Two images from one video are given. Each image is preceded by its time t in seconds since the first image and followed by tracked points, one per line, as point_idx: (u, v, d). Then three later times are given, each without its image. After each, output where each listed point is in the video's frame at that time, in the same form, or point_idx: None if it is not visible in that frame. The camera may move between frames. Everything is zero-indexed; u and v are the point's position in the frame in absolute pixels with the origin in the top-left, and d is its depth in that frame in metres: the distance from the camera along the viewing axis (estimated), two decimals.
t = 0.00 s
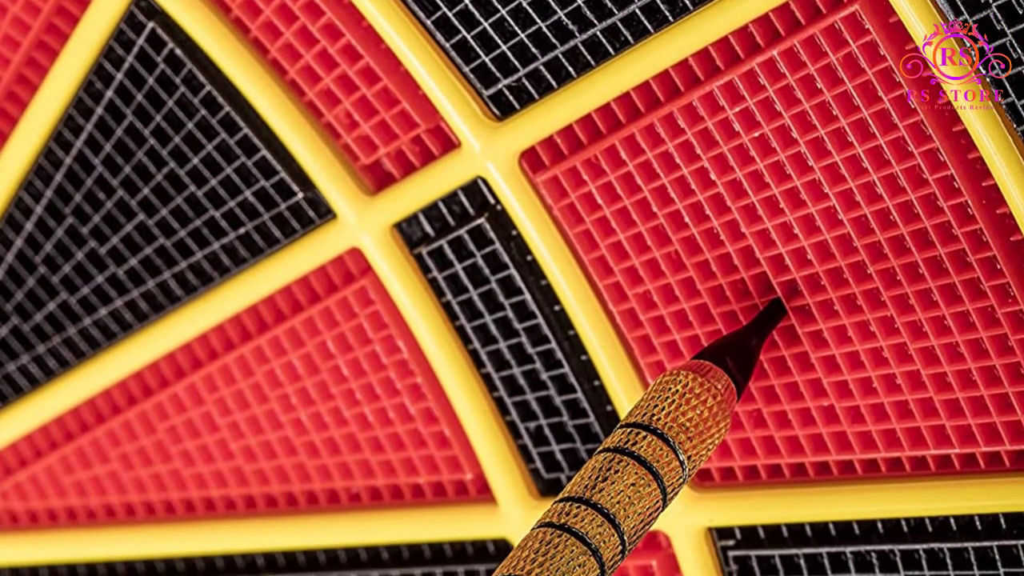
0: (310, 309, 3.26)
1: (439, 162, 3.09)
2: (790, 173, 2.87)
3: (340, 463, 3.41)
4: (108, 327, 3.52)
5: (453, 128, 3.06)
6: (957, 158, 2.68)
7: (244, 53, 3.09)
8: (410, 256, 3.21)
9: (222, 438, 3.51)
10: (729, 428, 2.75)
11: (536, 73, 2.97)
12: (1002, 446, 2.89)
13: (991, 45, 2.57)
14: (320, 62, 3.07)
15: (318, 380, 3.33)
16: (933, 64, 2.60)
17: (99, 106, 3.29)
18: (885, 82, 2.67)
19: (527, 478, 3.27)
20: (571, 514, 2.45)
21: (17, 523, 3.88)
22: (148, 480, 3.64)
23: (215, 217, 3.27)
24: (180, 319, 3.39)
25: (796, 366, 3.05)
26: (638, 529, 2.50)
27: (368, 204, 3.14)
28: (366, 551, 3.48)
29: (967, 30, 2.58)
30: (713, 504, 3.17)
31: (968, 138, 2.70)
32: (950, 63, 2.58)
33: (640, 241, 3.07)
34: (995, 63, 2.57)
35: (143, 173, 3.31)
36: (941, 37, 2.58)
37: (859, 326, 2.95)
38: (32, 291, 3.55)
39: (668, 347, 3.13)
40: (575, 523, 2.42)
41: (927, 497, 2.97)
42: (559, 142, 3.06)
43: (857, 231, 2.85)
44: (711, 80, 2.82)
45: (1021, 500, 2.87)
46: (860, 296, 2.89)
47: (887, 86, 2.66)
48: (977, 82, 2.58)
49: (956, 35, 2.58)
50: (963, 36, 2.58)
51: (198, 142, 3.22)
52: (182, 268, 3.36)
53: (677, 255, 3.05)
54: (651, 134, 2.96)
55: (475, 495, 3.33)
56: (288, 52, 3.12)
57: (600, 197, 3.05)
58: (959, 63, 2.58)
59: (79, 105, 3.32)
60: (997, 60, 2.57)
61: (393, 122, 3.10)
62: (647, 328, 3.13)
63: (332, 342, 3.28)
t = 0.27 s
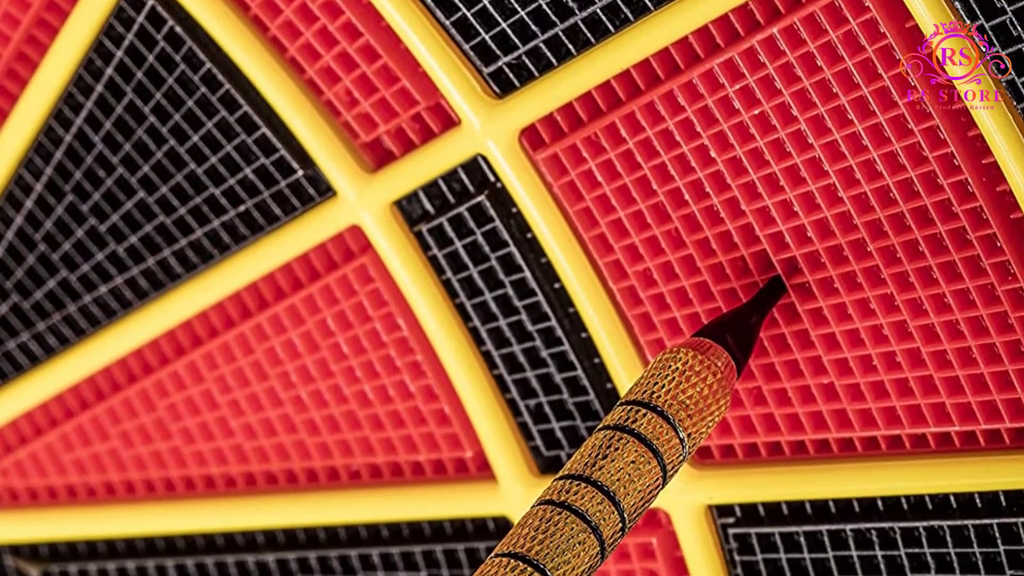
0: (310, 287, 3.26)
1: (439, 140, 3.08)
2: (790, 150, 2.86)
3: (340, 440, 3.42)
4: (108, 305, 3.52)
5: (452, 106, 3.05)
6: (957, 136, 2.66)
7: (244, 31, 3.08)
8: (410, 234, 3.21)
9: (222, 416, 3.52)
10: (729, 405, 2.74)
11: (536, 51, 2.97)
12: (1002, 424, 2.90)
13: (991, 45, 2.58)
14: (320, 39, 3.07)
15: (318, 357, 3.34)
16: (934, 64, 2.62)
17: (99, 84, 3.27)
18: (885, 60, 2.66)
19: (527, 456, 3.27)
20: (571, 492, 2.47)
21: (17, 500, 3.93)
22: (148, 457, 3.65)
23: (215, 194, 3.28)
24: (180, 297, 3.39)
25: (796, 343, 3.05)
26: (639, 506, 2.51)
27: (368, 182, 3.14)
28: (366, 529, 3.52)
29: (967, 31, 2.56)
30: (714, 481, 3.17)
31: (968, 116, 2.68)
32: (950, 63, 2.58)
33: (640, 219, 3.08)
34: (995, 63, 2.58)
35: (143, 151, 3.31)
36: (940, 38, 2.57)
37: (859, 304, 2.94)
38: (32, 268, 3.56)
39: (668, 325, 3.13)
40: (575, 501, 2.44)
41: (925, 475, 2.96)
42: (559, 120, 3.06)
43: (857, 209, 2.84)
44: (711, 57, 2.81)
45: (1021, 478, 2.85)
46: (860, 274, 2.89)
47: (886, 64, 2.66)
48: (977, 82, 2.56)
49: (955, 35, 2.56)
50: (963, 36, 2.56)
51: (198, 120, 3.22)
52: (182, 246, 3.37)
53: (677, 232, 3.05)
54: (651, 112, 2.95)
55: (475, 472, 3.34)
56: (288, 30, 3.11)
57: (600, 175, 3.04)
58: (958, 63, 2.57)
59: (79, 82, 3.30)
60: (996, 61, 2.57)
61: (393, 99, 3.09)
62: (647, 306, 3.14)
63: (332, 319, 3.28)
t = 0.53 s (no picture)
0: (310, 263, 3.26)
1: (439, 116, 3.08)
2: (790, 127, 2.85)
3: (340, 417, 3.43)
4: (108, 282, 3.53)
5: (452, 83, 3.05)
6: (958, 113, 2.66)
7: (244, 7, 3.07)
8: (410, 211, 3.22)
9: (222, 392, 3.53)
10: (729, 381, 2.72)
11: (536, 28, 2.96)
12: (1002, 400, 2.90)
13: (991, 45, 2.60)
14: (320, 16, 3.07)
15: (318, 334, 3.34)
16: (934, 64, 2.63)
17: (99, 61, 3.27)
18: (885, 37, 2.67)
19: (527, 432, 3.28)
20: (571, 469, 2.44)
21: (17, 477, 3.93)
22: (148, 434, 3.66)
23: (215, 171, 3.28)
24: (181, 273, 3.39)
25: (796, 320, 3.04)
26: (639, 483, 2.49)
27: (368, 158, 3.14)
28: (366, 506, 3.53)
29: (967, 31, 2.56)
30: (713, 458, 3.18)
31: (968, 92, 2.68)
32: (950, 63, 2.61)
33: (640, 195, 3.08)
34: (995, 63, 2.59)
35: (143, 127, 3.31)
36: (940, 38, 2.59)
37: (859, 280, 2.93)
38: (32, 245, 3.56)
39: (668, 302, 3.13)
40: (575, 478, 2.41)
41: (923, 450, 2.95)
42: (559, 97, 3.05)
43: (857, 185, 2.84)
44: (711, 34, 2.81)
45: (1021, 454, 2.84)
46: (860, 250, 2.89)
47: (886, 41, 2.67)
48: (977, 82, 2.58)
49: (955, 35, 2.57)
50: (963, 36, 2.56)
51: (198, 97, 3.22)
52: (182, 223, 3.38)
53: (677, 209, 3.06)
54: (651, 89, 2.95)
55: (475, 449, 3.36)
56: (288, 7, 3.11)
57: (600, 151, 3.04)
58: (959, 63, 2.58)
59: (79, 60, 3.30)
60: (996, 61, 2.58)
61: (393, 76, 3.09)
62: (647, 283, 3.14)
63: (332, 296, 3.29)
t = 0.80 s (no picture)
0: (310, 240, 3.27)
1: (440, 92, 3.08)
2: (790, 104, 2.84)
3: (340, 394, 3.46)
4: (108, 259, 3.55)
5: (453, 59, 3.04)
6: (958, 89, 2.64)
7: None
8: (410, 187, 3.23)
9: (222, 369, 3.56)
10: (729, 358, 2.67)
11: (536, 4, 2.96)
12: (1002, 376, 2.87)
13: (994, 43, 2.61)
14: None
15: (318, 311, 3.36)
16: (934, 64, 2.64)
17: (100, 37, 3.28)
18: (885, 13, 2.67)
19: (527, 409, 3.30)
20: (571, 446, 2.40)
21: (17, 454, 3.96)
22: (148, 410, 3.70)
23: (216, 148, 3.29)
24: (181, 250, 3.40)
25: (796, 297, 3.03)
26: (639, 460, 2.44)
27: (368, 134, 3.14)
28: (366, 482, 3.57)
29: (967, 32, 2.57)
30: (713, 435, 3.18)
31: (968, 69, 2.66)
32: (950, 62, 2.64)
33: (640, 172, 3.07)
34: (995, 64, 2.57)
35: (144, 104, 3.31)
36: (940, 37, 2.62)
37: (859, 257, 2.92)
38: (32, 222, 3.58)
39: (668, 278, 3.14)
40: (576, 454, 2.37)
41: (918, 427, 2.95)
42: (559, 73, 3.05)
43: (857, 162, 2.82)
44: (711, 10, 2.80)
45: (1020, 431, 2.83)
46: (860, 228, 2.87)
47: (887, 17, 2.66)
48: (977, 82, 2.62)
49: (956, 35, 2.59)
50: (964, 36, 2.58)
51: (198, 73, 3.22)
52: (182, 199, 3.39)
53: (677, 186, 3.05)
54: (652, 65, 2.94)
55: (475, 426, 3.38)
56: None
57: (600, 128, 3.03)
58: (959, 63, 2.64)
59: (79, 36, 3.31)
60: (996, 61, 2.57)
61: (393, 53, 3.09)
62: (647, 260, 3.14)
63: (332, 273, 3.31)
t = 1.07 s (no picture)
0: (310, 218, 3.39)
1: (440, 71, 3.09)
2: (791, 82, 2.79)
3: (339, 370, 3.60)
4: (108, 237, 3.67)
5: (452, 37, 3.05)
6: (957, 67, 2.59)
7: None
8: (410, 165, 3.27)
9: (222, 346, 3.71)
10: (728, 336, 2.58)
11: None
12: (1002, 354, 2.79)
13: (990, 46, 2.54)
14: None
15: (318, 288, 3.49)
16: (934, 65, 2.60)
17: (99, 15, 3.34)
18: None
19: (528, 387, 3.37)
20: (571, 424, 2.28)
21: (17, 432, 4.14)
22: (148, 388, 3.88)
23: (215, 126, 3.36)
24: (182, 227, 3.51)
25: (796, 275, 2.98)
26: (638, 438, 2.34)
27: (368, 112, 3.18)
28: (366, 460, 3.69)
29: (967, 31, 2.54)
30: (714, 412, 3.17)
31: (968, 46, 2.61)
32: (950, 62, 2.59)
33: (640, 150, 3.06)
34: (995, 63, 2.53)
35: (143, 82, 3.39)
36: (940, 37, 2.58)
37: (859, 235, 2.86)
38: (31, 200, 3.70)
39: (668, 257, 3.13)
40: (575, 432, 2.26)
41: (910, 405, 2.91)
42: (559, 51, 3.05)
43: (857, 140, 2.77)
44: None
45: (1019, 409, 2.77)
46: (860, 205, 2.81)
47: None
48: (977, 82, 2.59)
49: (956, 34, 2.57)
50: (963, 35, 2.56)
51: (198, 51, 3.28)
52: (182, 177, 3.48)
53: (677, 163, 3.03)
54: (652, 43, 2.91)
55: (475, 404, 3.47)
56: None
57: (600, 106, 3.03)
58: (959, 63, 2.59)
59: (79, 14, 3.37)
60: (996, 61, 2.53)
61: (393, 31, 3.11)
62: (647, 238, 3.14)
63: (332, 251, 3.42)
